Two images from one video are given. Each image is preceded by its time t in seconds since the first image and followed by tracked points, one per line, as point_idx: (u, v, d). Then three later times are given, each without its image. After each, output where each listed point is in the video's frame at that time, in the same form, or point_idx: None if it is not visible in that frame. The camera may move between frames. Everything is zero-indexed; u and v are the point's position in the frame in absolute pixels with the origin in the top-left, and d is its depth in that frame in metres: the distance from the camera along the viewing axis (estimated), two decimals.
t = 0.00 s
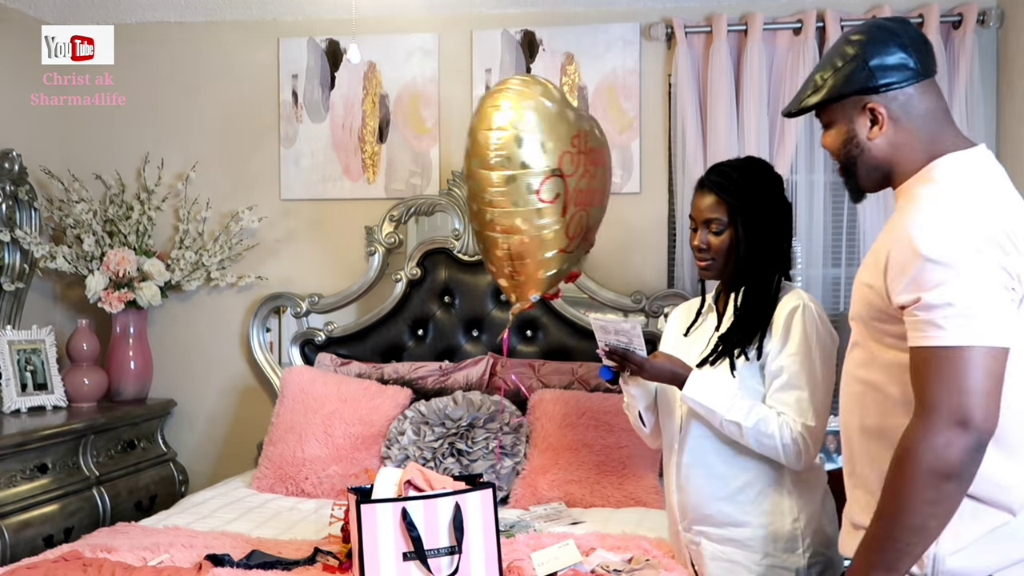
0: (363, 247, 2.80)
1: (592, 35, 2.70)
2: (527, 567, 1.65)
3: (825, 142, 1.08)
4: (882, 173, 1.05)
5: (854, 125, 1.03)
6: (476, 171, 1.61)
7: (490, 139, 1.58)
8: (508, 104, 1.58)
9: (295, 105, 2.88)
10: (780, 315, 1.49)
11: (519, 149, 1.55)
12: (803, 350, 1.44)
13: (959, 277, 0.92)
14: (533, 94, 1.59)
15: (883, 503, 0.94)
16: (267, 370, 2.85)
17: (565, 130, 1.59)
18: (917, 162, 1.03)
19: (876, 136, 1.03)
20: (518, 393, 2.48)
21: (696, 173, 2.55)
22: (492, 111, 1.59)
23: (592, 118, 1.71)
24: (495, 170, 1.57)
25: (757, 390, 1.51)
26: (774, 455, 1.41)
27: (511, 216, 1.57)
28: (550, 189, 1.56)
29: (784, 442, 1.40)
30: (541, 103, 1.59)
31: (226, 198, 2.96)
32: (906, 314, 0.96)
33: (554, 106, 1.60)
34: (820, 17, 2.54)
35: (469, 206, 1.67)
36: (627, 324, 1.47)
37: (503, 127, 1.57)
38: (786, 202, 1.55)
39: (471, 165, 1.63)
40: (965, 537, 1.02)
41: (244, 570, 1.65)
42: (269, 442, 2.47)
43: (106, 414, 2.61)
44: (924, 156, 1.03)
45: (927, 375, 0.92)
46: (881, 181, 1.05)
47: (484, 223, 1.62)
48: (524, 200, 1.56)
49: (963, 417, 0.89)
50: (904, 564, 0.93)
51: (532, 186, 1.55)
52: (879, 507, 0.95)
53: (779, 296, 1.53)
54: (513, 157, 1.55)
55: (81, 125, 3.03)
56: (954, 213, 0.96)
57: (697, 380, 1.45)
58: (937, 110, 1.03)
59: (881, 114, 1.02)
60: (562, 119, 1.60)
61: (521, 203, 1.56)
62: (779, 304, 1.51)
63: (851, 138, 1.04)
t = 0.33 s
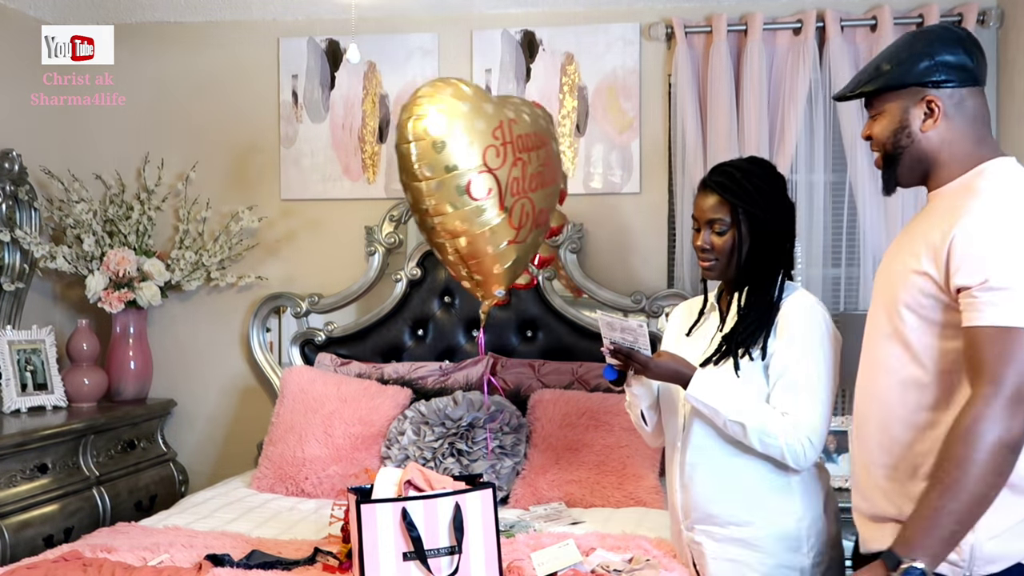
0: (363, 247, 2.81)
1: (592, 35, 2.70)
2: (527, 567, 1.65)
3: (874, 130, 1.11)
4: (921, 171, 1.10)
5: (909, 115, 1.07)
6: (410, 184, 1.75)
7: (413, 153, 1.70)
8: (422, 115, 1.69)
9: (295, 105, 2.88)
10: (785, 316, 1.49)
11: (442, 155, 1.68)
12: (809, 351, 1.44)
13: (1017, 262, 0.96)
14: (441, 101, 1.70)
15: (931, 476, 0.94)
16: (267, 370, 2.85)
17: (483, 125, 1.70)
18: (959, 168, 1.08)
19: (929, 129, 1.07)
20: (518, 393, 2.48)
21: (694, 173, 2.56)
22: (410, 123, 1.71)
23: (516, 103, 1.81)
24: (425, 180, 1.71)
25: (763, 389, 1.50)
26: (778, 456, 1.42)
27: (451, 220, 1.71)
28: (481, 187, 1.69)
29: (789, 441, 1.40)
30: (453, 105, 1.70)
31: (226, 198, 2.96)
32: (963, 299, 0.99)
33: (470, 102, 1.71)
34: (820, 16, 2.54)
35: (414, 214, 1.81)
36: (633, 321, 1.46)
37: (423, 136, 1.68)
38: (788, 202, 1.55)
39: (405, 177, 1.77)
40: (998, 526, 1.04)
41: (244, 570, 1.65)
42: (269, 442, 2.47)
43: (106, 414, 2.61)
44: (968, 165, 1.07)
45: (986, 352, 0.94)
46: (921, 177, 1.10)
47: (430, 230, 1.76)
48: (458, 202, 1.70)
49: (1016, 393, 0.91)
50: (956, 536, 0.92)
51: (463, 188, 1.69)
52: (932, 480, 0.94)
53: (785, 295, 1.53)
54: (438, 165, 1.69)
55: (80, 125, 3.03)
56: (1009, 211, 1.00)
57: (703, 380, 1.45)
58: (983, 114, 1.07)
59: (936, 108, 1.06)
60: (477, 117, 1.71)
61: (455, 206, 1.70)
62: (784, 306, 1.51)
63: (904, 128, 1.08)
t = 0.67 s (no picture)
0: (363, 246, 2.81)
1: (592, 35, 2.70)
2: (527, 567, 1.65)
3: (883, 146, 1.26)
4: (931, 178, 1.25)
5: (919, 125, 1.23)
6: (381, 189, 1.74)
7: (384, 157, 1.69)
8: (390, 119, 1.69)
9: (295, 105, 2.88)
10: (791, 318, 1.48)
11: (413, 157, 1.68)
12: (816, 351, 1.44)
13: None
14: (409, 105, 1.71)
15: None
16: (267, 370, 2.85)
17: (450, 127, 1.72)
18: (963, 175, 1.24)
19: (939, 134, 1.23)
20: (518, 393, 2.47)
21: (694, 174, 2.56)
22: (378, 129, 1.70)
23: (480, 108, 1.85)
24: (397, 183, 1.70)
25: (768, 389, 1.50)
26: (784, 455, 1.42)
27: (427, 221, 1.71)
28: (453, 184, 1.70)
29: (796, 441, 1.40)
30: (420, 108, 1.71)
31: (226, 198, 2.96)
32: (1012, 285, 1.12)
33: (436, 105, 1.73)
34: (820, 17, 2.54)
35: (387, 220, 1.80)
36: (641, 320, 1.47)
37: (392, 140, 1.68)
38: (794, 204, 1.55)
39: (376, 184, 1.76)
40: None
41: (244, 570, 1.65)
42: (269, 442, 2.47)
43: (107, 415, 2.61)
44: (972, 172, 1.23)
45: None
46: (934, 182, 1.25)
47: (406, 234, 1.75)
48: (432, 202, 1.69)
49: None
50: None
51: (436, 186, 1.69)
52: None
53: (789, 296, 1.53)
54: (409, 167, 1.68)
55: (80, 126, 3.03)
56: None
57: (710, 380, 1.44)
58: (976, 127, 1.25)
59: (943, 115, 1.22)
60: (445, 119, 1.72)
61: (430, 207, 1.70)
62: (790, 305, 1.51)
63: (915, 137, 1.23)
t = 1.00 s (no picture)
0: (363, 246, 2.81)
1: (592, 35, 2.70)
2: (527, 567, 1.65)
3: (907, 140, 1.34)
4: (948, 175, 1.35)
5: (943, 123, 1.32)
6: (399, 185, 1.73)
7: (407, 150, 1.70)
8: (414, 114, 1.71)
9: (295, 105, 2.88)
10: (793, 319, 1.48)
11: (435, 150, 1.69)
12: (817, 351, 1.44)
13: None
14: (433, 103, 1.74)
15: None
16: (267, 370, 2.85)
17: (470, 127, 1.74)
18: (980, 174, 1.35)
19: (961, 132, 1.32)
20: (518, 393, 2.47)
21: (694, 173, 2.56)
22: (401, 123, 1.72)
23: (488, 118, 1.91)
24: (418, 177, 1.69)
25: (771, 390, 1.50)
26: (787, 456, 1.41)
27: (446, 216, 1.70)
28: (474, 181, 1.71)
29: (801, 441, 1.39)
30: (442, 105, 1.74)
31: (226, 199, 2.96)
32: None
33: (457, 105, 1.77)
34: (820, 17, 2.54)
35: (400, 218, 1.78)
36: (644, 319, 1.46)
37: (416, 135, 1.69)
38: (796, 204, 1.55)
39: (393, 180, 1.75)
40: None
41: (244, 570, 1.65)
42: (269, 442, 2.47)
43: (107, 415, 2.61)
44: (989, 172, 1.34)
45: None
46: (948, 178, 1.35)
47: (421, 230, 1.73)
48: (454, 196, 1.69)
49: None
50: None
51: (458, 181, 1.69)
52: None
53: (792, 296, 1.53)
54: (432, 160, 1.69)
55: (82, 125, 3.03)
56: None
57: (713, 380, 1.46)
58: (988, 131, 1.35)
59: (967, 115, 1.32)
60: (465, 118, 1.76)
61: (450, 201, 1.69)
62: (792, 307, 1.50)
63: (938, 135, 1.32)
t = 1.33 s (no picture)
0: (363, 247, 2.81)
1: (592, 35, 2.70)
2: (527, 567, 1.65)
3: (924, 132, 1.26)
4: (968, 171, 1.26)
5: (964, 115, 1.23)
6: (440, 178, 1.71)
7: (455, 143, 1.68)
8: (463, 110, 1.70)
9: (295, 105, 2.88)
10: (795, 320, 1.48)
11: (483, 148, 1.68)
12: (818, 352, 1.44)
13: None
14: (481, 101, 1.74)
15: None
16: (267, 370, 2.85)
17: (514, 128, 1.76)
18: (1005, 169, 1.25)
19: (982, 127, 1.23)
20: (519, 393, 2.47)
21: (695, 173, 2.56)
22: (449, 116, 1.70)
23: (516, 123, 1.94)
24: (464, 172, 1.68)
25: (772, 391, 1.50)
26: (789, 457, 1.41)
27: (488, 214, 1.70)
28: (517, 182, 1.73)
29: (802, 442, 1.39)
30: (488, 104, 1.74)
31: (226, 198, 2.96)
32: None
33: (502, 106, 1.78)
34: (820, 17, 2.54)
35: (434, 212, 1.76)
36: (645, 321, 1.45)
37: (464, 130, 1.68)
38: (797, 204, 1.54)
39: (433, 173, 1.72)
40: None
41: (244, 570, 1.65)
42: (269, 442, 2.47)
43: (107, 415, 2.61)
44: (1015, 167, 1.25)
45: None
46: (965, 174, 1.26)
47: (458, 225, 1.72)
48: (499, 195, 1.70)
49: None
50: None
51: (503, 181, 1.70)
52: None
53: (795, 296, 1.53)
54: (479, 157, 1.68)
55: (83, 125, 3.03)
56: None
57: (713, 381, 1.45)
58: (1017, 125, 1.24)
59: (991, 108, 1.22)
60: (509, 120, 1.78)
61: (494, 200, 1.70)
62: (792, 309, 1.50)
63: (958, 128, 1.24)
